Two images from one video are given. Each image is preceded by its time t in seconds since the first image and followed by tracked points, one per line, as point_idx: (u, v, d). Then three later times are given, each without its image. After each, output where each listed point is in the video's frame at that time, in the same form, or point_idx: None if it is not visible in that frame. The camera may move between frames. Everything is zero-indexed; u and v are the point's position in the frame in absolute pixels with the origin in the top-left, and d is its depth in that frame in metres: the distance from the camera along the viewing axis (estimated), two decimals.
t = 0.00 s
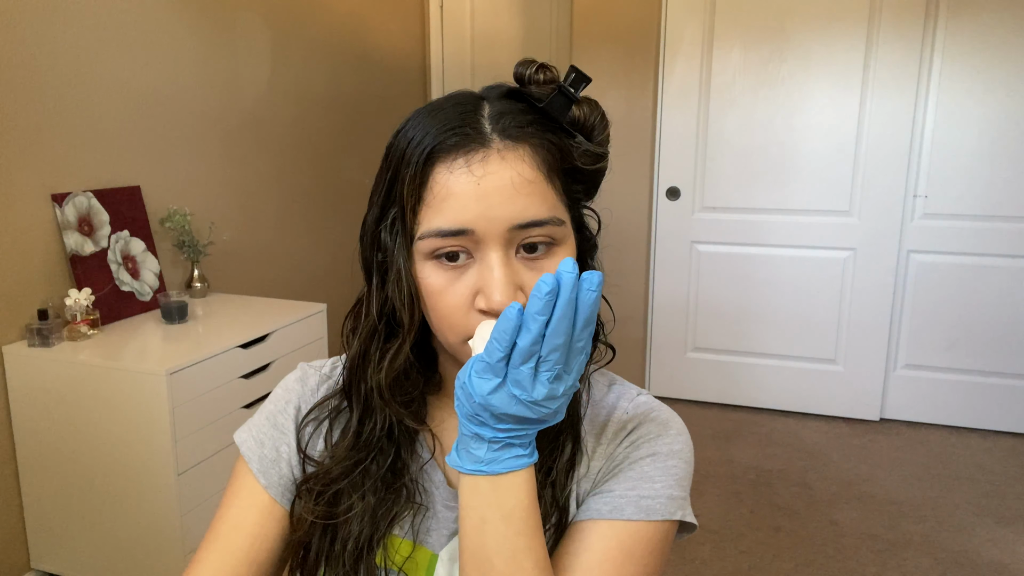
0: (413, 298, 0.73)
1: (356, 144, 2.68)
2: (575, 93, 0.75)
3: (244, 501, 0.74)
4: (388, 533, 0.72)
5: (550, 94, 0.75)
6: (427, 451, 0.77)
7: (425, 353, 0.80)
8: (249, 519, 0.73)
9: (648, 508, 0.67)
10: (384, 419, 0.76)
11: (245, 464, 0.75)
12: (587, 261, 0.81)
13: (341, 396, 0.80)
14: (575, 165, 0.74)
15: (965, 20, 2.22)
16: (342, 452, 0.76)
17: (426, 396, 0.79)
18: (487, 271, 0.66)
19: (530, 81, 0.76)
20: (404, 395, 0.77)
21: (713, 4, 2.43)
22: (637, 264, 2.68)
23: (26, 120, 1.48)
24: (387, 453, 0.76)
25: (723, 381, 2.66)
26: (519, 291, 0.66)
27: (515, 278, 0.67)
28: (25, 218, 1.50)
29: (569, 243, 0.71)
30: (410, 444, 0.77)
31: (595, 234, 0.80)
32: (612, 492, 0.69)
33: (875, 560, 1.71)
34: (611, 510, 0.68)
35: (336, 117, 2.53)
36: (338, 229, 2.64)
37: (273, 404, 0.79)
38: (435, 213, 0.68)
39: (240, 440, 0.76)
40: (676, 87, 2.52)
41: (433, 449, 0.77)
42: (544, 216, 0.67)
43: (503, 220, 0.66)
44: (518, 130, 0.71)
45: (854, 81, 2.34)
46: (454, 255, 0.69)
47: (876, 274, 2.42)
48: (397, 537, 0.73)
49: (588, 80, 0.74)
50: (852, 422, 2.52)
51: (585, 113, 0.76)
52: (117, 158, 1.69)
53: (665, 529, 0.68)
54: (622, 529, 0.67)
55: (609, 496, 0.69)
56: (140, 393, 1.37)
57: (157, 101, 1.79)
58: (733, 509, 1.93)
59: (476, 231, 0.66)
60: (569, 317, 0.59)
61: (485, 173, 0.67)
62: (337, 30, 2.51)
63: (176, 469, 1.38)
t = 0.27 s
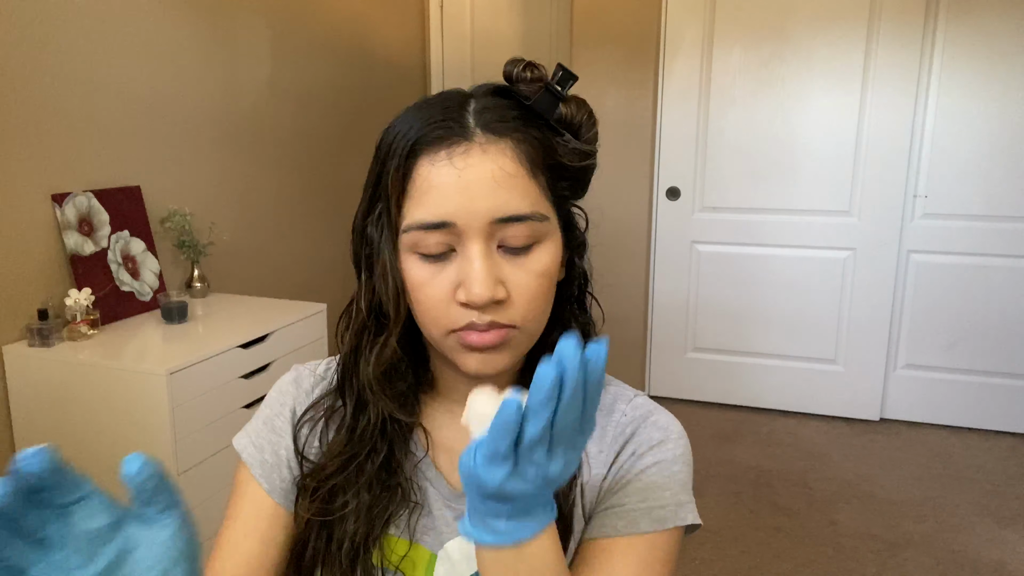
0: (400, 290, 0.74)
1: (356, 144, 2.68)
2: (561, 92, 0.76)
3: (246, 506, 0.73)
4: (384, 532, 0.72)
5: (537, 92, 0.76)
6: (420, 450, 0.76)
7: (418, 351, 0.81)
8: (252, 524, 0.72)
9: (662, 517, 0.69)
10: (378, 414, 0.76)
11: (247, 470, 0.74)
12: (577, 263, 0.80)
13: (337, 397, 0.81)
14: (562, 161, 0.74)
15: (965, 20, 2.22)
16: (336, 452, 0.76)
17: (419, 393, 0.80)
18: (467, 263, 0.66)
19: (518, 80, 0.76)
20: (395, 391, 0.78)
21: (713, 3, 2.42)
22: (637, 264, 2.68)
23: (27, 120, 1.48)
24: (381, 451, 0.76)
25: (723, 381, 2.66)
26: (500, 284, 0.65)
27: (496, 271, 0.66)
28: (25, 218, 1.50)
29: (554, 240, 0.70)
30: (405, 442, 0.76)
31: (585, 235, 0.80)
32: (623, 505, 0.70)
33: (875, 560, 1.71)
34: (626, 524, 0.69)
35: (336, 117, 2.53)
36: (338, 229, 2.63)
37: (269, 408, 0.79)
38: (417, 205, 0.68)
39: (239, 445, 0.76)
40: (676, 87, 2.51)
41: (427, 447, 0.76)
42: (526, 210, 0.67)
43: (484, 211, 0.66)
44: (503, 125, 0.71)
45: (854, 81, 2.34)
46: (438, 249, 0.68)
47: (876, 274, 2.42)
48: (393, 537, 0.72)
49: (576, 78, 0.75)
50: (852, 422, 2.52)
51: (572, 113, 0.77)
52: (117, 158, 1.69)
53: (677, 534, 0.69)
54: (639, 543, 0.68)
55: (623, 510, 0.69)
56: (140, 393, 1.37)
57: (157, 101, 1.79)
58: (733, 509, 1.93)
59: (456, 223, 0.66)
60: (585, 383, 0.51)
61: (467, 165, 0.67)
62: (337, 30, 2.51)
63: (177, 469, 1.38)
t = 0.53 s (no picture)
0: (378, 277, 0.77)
1: (356, 143, 2.68)
2: (544, 87, 0.74)
3: (261, 513, 0.75)
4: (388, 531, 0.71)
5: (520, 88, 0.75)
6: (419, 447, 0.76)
7: (407, 347, 0.81)
8: (268, 531, 0.74)
9: (671, 519, 0.72)
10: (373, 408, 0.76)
11: (258, 478, 0.75)
12: (565, 260, 0.79)
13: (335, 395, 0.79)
14: (543, 157, 0.73)
15: (966, 19, 2.22)
16: (337, 451, 0.76)
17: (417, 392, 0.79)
18: (442, 252, 0.67)
19: (502, 78, 0.75)
20: (390, 388, 0.78)
21: (714, 3, 2.42)
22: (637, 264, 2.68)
23: (26, 120, 1.48)
24: (381, 449, 0.76)
25: (723, 381, 2.66)
26: (474, 272, 0.66)
27: (471, 259, 0.66)
28: (24, 218, 1.50)
29: (533, 230, 0.70)
30: (404, 441, 0.76)
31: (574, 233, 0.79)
32: (633, 510, 0.72)
33: (875, 560, 1.71)
34: (638, 528, 0.71)
35: (336, 116, 2.53)
36: (337, 229, 2.63)
37: (271, 412, 0.79)
38: (394, 196, 0.69)
39: (246, 454, 0.76)
40: (676, 86, 2.51)
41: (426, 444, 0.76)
42: (500, 199, 0.68)
43: (458, 200, 0.67)
44: (481, 119, 0.71)
45: (854, 81, 2.34)
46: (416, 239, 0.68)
47: (876, 274, 2.42)
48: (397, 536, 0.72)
49: (558, 75, 0.72)
50: (852, 422, 2.52)
51: (557, 108, 0.75)
52: (117, 158, 1.69)
53: (681, 530, 0.73)
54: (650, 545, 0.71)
55: (635, 515, 0.72)
56: (140, 393, 1.37)
57: (157, 101, 1.79)
58: (733, 509, 1.93)
59: (431, 211, 0.67)
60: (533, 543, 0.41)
61: (441, 155, 0.68)
62: (338, 31, 2.51)
63: (176, 469, 1.39)
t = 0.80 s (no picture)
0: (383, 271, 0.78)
1: (356, 143, 2.68)
2: (540, 84, 0.73)
3: (271, 513, 0.74)
4: (399, 530, 0.72)
5: (517, 85, 0.74)
6: (428, 446, 0.76)
7: (414, 344, 0.81)
8: (279, 531, 0.73)
9: (680, 513, 0.72)
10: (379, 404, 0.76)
11: (268, 480, 0.74)
12: (565, 256, 0.79)
13: (344, 394, 0.79)
14: (539, 155, 0.72)
15: (965, 20, 2.22)
16: (346, 450, 0.75)
17: (422, 388, 0.79)
18: (440, 246, 0.67)
19: (500, 76, 0.75)
20: (395, 384, 0.78)
21: (713, 3, 2.42)
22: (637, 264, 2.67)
23: (26, 120, 1.48)
24: (389, 446, 0.75)
25: (723, 381, 2.66)
26: (471, 266, 0.66)
27: (468, 253, 0.67)
28: (24, 218, 1.50)
29: (532, 223, 0.70)
30: (414, 440, 0.76)
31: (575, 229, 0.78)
32: (643, 505, 0.72)
33: (875, 560, 1.71)
34: (649, 523, 0.71)
35: (336, 116, 2.53)
36: (337, 229, 2.63)
37: (278, 412, 0.77)
38: (393, 192, 0.70)
39: (254, 455, 0.75)
40: (676, 86, 2.51)
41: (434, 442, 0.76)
42: (496, 193, 0.68)
43: (454, 195, 0.67)
44: (476, 117, 0.71)
45: (854, 81, 2.34)
46: (416, 234, 0.69)
47: (876, 274, 2.42)
48: (407, 535, 0.72)
49: (552, 72, 0.71)
50: (852, 422, 2.52)
51: (555, 105, 0.74)
52: (117, 158, 1.69)
53: (689, 525, 0.73)
54: (660, 539, 0.71)
55: (647, 510, 0.72)
56: (140, 393, 1.37)
57: (156, 101, 1.79)
58: (733, 509, 1.93)
59: (429, 207, 0.68)
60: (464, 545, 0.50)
61: (437, 151, 0.69)
62: (338, 31, 2.51)
63: (176, 469, 1.38)
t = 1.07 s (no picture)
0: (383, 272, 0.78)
1: (355, 143, 2.67)
2: (540, 85, 0.73)
3: (276, 513, 0.74)
4: (402, 527, 0.72)
5: (516, 85, 0.73)
6: (430, 443, 0.76)
7: (415, 342, 0.81)
8: (284, 531, 0.73)
9: (683, 505, 0.72)
10: (380, 402, 0.76)
11: (271, 481, 0.74)
12: (566, 254, 0.79)
13: (346, 392, 0.78)
14: (539, 155, 0.72)
15: (965, 20, 2.22)
16: (349, 448, 0.75)
17: (425, 386, 0.79)
18: (443, 247, 0.68)
19: (500, 76, 0.74)
20: (396, 381, 0.78)
21: (714, 3, 2.42)
22: (637, 265, 2.67)
23: (26, 120, 1.48)
24: (392, 443, 0.75)
25: (723, 381, 2.66)
26: (474, 267, 0.67)
27: (471, 254, 0.67)
28: (25, 218, 1.50)
29: (533, 223, 0.70)
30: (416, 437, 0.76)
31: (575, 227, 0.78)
32: (645, 498, 0.72)
33: (875, 560, 1.71)
34: (651, 516, 0.71)
35: (335, 116, 2.53)
36: (337, 228, 2.63)
37: (280, 414, 0.76)
38: (395, 193, 0.70)
39: (256, 456, 0.74)
40: (676, 86, 2.51)
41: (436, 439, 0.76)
42: (498, 194, 0.68)
43: (456, 198, 0.68)
44: (476, 117, 0.70)
45: (854, 81, 2.34)
46: (419, 236, 0.70)
47: (876, 274, 2.42)
48: (411, 532, 0.73)
49: (552, 73, 0.71)
50: (852, 422, 2.52)
51: (555, 104, 0.74)
52: (117, 158, 1.69)
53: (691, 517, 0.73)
54: (663, 531, 0.71)
55: (650, 502, 0.71)
56: (140, 393, 1.37)
57: (157, 101, 1.79)
58: (733, 509, 1.93)
59: (432, 209, 0.68)
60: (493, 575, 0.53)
61: (439, 153, 0.69)
62: (338, 30, 2.51)
63: (177, 469, 1.39)
